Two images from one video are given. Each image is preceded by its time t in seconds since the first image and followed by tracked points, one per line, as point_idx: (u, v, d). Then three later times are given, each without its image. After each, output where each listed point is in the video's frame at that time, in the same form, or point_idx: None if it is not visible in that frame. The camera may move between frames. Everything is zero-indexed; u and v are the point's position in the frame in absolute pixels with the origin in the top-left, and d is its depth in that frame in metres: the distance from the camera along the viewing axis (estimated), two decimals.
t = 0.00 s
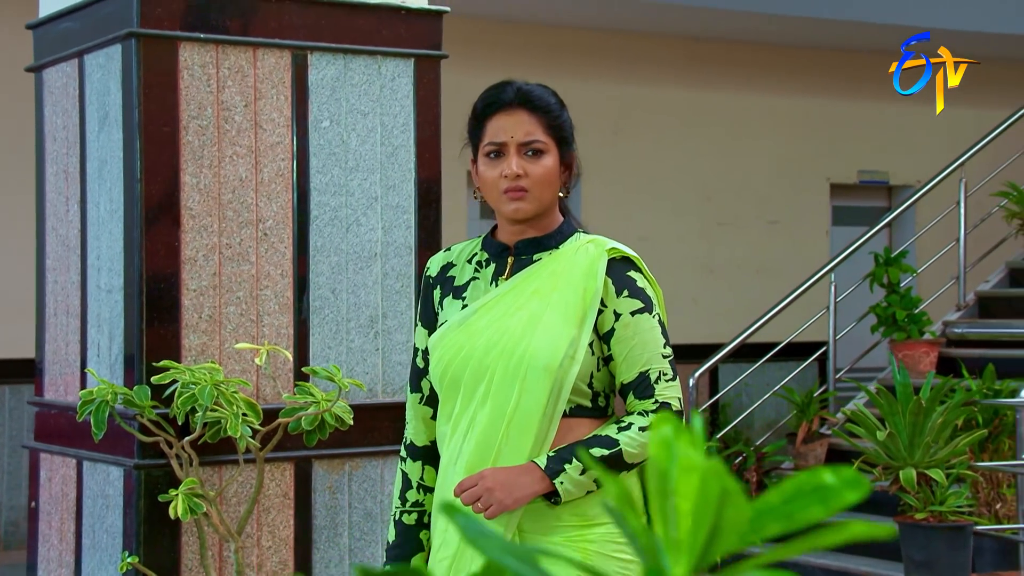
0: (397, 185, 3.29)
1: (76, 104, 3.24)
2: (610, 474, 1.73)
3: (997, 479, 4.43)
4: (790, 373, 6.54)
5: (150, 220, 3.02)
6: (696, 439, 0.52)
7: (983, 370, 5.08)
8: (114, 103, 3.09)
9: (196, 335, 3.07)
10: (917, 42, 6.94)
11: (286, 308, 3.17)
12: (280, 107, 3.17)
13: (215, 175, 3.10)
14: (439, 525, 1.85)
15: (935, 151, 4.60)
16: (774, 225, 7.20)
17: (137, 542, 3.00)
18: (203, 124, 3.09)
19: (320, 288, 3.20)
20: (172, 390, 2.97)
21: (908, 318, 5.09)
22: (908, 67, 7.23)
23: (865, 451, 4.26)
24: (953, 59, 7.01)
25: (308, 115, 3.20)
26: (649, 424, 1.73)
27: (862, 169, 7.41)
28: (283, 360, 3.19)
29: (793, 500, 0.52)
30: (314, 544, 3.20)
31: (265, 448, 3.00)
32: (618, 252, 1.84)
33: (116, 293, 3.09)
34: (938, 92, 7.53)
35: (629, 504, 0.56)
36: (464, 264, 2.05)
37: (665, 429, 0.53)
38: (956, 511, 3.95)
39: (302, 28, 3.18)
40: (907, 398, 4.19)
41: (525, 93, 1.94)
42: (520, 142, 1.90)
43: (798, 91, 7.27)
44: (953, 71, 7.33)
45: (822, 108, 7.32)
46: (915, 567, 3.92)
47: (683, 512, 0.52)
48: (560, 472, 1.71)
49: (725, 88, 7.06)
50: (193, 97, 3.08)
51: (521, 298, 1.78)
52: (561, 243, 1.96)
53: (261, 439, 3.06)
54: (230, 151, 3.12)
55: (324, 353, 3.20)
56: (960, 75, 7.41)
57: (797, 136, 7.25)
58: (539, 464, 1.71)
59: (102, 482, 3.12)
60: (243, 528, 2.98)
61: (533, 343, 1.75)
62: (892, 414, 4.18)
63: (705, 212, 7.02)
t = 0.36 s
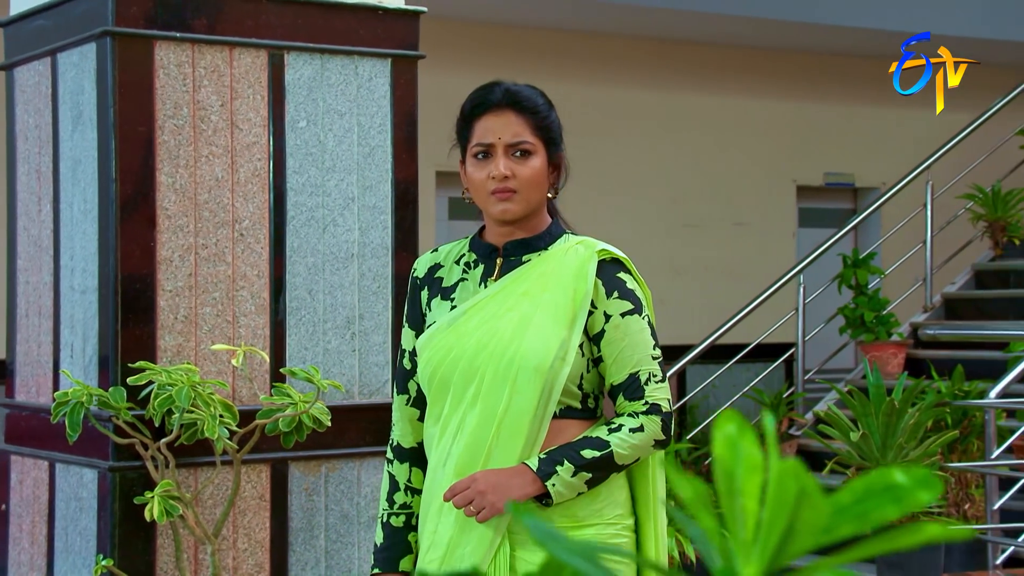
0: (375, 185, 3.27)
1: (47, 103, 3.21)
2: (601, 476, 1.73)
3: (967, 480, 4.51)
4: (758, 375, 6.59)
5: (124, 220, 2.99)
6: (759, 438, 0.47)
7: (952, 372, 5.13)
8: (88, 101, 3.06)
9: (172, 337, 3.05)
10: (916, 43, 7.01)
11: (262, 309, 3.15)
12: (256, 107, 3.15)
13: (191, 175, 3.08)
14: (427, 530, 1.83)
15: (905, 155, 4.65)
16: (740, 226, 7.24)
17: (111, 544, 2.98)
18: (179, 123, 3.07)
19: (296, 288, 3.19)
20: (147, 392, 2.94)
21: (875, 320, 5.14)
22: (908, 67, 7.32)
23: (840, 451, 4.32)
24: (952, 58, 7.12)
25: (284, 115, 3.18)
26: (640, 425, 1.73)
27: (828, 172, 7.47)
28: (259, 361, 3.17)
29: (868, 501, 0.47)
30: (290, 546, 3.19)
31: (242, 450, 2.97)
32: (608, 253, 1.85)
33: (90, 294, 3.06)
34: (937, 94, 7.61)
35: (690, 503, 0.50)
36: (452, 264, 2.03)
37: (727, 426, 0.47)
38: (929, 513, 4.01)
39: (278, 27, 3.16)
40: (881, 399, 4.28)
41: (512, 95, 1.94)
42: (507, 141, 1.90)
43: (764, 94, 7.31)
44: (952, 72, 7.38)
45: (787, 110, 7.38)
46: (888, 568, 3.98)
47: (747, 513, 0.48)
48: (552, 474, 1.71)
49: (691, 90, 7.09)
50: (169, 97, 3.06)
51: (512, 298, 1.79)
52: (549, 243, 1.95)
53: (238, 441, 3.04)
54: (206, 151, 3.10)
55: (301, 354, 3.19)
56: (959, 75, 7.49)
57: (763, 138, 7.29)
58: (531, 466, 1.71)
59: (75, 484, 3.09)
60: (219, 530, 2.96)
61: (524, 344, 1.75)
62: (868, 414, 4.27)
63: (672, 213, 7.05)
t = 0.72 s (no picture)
0: (358, 184, 3.25)
1: (25, 99, 3.17)
2: (600, 476, 1.71)
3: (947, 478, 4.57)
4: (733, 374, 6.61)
5: (105, 218, 2.95)
6: (848, 432, 0.44)
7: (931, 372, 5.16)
8: (67, 98, 3.02)
9: (153, 336, 3.01)
10: (916, 43, 7.10)
11: (244, 308, 3.12)
12: (238, 105, 3.11)
13: (172, 173, 3.04)
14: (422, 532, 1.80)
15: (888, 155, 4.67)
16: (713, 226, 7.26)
17: (92, 547, 2.93)
18: (159, 121, 3.03)
19: (279, 288, 3.15)
20: (129, 393, 2.90)
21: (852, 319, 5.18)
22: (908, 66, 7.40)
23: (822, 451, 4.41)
24: (953, 58, 7.22)
25: (266, 113, 3.15)
26: (639, 425, 1.72)
27: (801, 171, 7.50)
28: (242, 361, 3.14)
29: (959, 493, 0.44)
30: (272, 548, 3.16)
31: (225, 451, 2.94)
32: (605, 252, 1.83)
33: (69, 293, 3.02)
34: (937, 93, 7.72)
35: (774, 502, 0.46)
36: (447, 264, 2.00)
37: (810, 424, 0.44)
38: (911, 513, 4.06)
39: (260, 23, 3.13)
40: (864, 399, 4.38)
41: (507, 93, 1.91)
42: (502, 139, 1.87)
43: (738, 93, 7.33)
44: (952, 72, 7.49)
45: (761, 109, 7.40)
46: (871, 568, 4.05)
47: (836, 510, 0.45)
48: (551, 475, 1.69)
49: (665, 89, 7.10)
50: (150, 93, 3.02)
51: (509, 298, 1.76)
52: (544, 243, 1.92)
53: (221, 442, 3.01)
54: (187, 148, 3.06)
55: (284, 354, 3.16)
56: (959, 75, 7.59)
57: (736, 137, 7.32)
58: (530, 466, 1.69)
59: (54, 486, 3.05)
60: (202, 531, 2.93)
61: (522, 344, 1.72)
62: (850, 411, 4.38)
63: (647, 212, 7.05)
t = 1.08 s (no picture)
0: (337, 183, 3.24)
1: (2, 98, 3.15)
2: (591, 476, 1.69)
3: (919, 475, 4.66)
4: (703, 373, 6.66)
5: (83, 217, 2.93)
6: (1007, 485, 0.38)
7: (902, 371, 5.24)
8: (44, 96, 2.99)
9: (132, 336, 2.99)
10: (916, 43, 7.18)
11: (224, 308, 3.10)
12: (217, 104, 3.10)
13: (151, 172, 3.02)
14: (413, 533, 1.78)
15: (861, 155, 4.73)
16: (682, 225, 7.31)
17: (70, 548, 2.91)
18: (138, 119, 3.01)
19: (258, 287, 3.14)
20: (108, 393, 2.88)
21: (822, 318, 5.25)
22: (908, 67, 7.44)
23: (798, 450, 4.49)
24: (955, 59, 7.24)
25: (246, 112, 3.14)
26: (630, 425, 1.70)
27: (769, 171, 7.57)
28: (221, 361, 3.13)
29: None
30: (251, 549, 3.15)
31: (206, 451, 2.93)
32: (597, 252, 1.80)
33: (47, 294, 3.00)
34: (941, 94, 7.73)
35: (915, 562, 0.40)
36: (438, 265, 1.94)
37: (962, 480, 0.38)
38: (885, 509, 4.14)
39: (239, 22, 3.11)
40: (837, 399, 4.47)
41: (499, 92, 1.87)
42: (494, 138, 1.82)
43: (706, 93, 7.37)
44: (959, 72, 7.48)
45: (728, 108, 7.45)
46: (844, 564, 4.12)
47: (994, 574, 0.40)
48: (541, 474, 1.67)
49: (633, 88, 7.13)
50: (129, 91, 3.00)
51: (501, 298, 1.74)
52: (537, 243, 1.88)
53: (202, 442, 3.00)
54: (166, 147, 3.04)
55: (263, 354, 3.15)
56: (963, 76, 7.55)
57: (704, 137, 7.36)
58: (521, 466, 1.67)
59: (31, 487, 3.03)
60: (182, 531, 2.92)
61: (513, 345, 1.70)
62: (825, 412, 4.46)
63: (616, 211, 7.08)
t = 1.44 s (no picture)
0: (317, 182, 3.24)
1: None
2: (582, 476, 1.69)
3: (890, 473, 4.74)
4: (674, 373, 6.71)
5: (62, 216, 2.91)
6: None
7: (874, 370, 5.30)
8: (22, 95, 2.97)
9: (111, 336, 2.97)
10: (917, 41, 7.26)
11: (203, 307, 3.09)
12: (197, 103, 3.08)
13: (130, 171, 3.00)
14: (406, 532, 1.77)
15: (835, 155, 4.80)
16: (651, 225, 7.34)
17: (49, 549, 2.89)
18: (117, 118, 2.99)
19: (238, 287, 3.13)
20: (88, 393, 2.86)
21: (793, 318, 5.31)
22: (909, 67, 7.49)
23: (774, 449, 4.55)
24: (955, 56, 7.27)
25: (225, 111, 3.12)
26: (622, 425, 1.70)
27: (739, 171, 7.62)
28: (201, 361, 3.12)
29: None
30: (230, 549, 3.13)
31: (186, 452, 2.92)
32: (588, 252, 1.79)
33: (24, 293, 2.97)
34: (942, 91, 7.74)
35: None
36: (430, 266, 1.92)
37: None
38: (858, 509, 4.20)
39: (219, 20, 3.10)
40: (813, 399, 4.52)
41: (489, 92, 1.85)
42: (484, 138, 1.80)
43: (674, 93, 7.41)
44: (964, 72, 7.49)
45: (696, 109, 7.49)
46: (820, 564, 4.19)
47: None
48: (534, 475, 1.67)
49: (602, 88, 7.15)
50: (108, 90, 2.98)
51: (491, 299, 1.73)
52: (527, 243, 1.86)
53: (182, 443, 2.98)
54: (145, 146, 3.02)
55: (242, 354, 3.14)
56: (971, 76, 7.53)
57: (672, 137, 7.40)
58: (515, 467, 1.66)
59: (9, 488, 3.00)
60: (162, 532, 2.90)
61: (504, 345, 1.69)
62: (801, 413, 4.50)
63: (586, 211, 7.10)
